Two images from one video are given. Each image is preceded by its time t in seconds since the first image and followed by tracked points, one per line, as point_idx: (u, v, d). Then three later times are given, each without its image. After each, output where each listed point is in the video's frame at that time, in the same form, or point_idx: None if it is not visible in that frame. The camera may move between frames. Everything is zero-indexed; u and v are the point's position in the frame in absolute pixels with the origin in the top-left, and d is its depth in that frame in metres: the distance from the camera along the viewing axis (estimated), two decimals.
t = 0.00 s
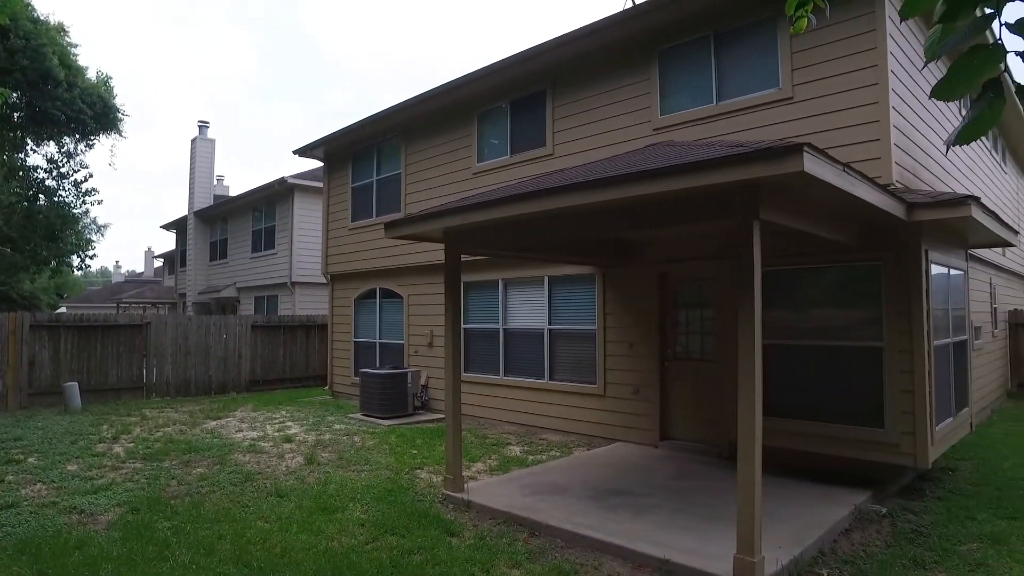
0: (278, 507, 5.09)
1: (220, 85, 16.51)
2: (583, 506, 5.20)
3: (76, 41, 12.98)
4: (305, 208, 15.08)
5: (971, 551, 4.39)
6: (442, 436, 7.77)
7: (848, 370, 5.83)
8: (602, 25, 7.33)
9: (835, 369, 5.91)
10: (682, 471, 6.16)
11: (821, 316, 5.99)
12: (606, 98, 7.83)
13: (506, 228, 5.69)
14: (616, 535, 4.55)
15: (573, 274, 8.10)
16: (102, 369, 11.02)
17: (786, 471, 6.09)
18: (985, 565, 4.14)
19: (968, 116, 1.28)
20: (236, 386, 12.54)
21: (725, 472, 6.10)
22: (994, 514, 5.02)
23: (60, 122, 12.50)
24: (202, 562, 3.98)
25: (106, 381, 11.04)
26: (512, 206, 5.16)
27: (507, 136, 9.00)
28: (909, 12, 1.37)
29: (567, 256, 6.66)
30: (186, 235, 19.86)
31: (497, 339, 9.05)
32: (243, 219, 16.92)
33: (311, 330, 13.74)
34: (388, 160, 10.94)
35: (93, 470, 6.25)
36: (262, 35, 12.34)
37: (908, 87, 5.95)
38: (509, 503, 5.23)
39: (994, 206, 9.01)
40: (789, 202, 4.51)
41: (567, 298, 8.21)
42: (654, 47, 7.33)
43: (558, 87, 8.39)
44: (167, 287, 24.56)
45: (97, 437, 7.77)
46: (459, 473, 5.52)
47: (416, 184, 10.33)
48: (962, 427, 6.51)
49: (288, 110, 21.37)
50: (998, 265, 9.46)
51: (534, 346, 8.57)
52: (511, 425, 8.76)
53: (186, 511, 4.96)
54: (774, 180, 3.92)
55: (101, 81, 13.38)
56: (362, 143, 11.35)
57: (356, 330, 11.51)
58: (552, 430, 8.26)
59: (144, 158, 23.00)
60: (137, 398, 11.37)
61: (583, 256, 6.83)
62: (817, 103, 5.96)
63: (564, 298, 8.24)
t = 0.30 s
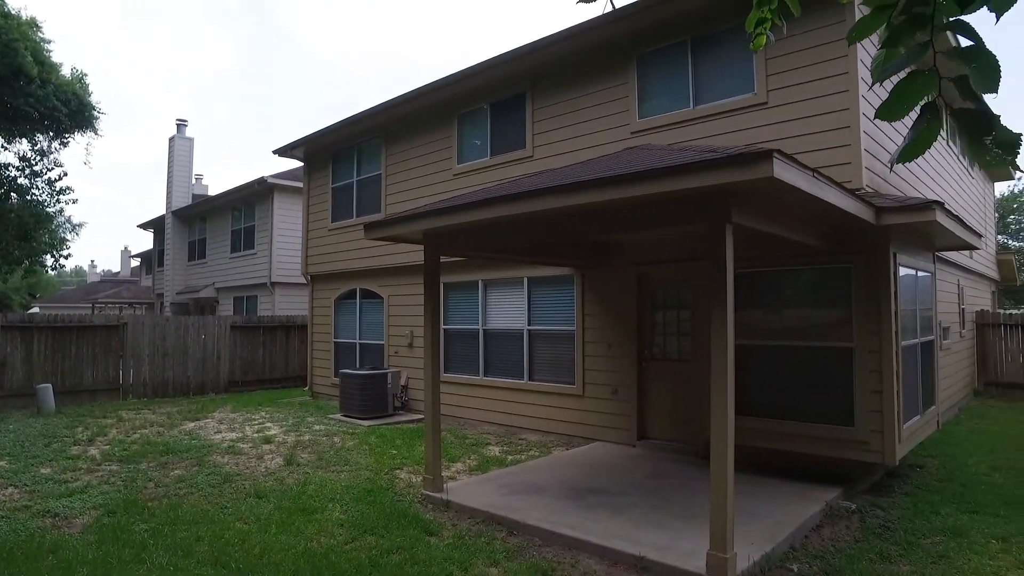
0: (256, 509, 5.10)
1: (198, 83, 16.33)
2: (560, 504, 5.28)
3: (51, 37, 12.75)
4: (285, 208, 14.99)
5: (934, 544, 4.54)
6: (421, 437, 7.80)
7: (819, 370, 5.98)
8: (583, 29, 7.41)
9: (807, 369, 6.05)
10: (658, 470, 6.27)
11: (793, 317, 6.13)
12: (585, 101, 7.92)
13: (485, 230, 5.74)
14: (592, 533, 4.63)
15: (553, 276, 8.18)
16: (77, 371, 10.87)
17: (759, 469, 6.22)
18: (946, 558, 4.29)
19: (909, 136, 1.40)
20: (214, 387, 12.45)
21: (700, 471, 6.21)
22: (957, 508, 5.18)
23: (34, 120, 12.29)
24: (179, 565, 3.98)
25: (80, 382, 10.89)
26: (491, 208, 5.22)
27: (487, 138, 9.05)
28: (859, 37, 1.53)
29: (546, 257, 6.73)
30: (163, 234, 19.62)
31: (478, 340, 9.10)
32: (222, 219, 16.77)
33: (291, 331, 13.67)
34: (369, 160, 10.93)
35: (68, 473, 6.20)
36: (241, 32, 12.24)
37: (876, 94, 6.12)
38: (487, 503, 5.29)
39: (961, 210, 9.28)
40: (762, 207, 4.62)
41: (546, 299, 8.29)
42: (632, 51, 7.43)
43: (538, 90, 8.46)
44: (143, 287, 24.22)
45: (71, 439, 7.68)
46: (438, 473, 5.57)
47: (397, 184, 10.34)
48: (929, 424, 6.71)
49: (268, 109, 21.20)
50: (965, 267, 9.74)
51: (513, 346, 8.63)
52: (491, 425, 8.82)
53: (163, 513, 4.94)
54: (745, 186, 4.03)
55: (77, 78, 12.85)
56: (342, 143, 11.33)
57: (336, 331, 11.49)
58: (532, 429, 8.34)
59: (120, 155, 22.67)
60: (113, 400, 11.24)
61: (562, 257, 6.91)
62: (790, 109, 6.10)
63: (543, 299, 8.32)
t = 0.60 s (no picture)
0: (240, 509, 5.10)
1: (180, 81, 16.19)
2: (543, 502, 5.33)
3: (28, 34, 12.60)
4: (269, 208, 14.92)
5: (908, 538, 4.65)
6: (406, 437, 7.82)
7: (798, 369, 6.08)
8: (567, 31, 7.47)
9: (785, 369, 6.15)
10: (640, 469, 6.34)
11: (772, 317, 6.23)
12: (569, 102, 7.98)
13: (469, 231, 5.78)
14: (574, 531, 4.69)
15: (537, 276, 8.23)
16: (57, 372, 10.75)
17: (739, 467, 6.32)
18: (919, 551, 4.40)
19: (861, 146, 1.51)
20: (197, 388, 12.37)
21: (682, 469, 6.29)
22: (931, 504, 5.31)
23: (12, 117, 12.16)
24: (162, 565, 3.98)
25: (61, 384, 10.77)
26: (475, 209, 5.26)
27: (472, 139, 9.10)
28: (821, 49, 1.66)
29: (531, 259, 6.77)
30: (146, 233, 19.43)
31: (462, 340, 9.13)
32: (206, 218, 16.64)
33: (275, 331, 13.61)
34: (353, 161, 10.93)
35: (48, 474, 6.14)
36: (224, 29, 12.16)
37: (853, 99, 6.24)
38: (471, 501, 5.33)
39: (936, 213, 9.47)
40: (741, 209, 4.70)
41: (531, 299, 8.34)
42: (616, 54, 7.51)
43: (523, 91, 8.51)
44: (125, 288, 23.95)
45: (52, 440, 7.61)
46: (422, 473, 5.60)
47: (382, 184, 10.35)
48: (905, 422, 6.84)
49: (251, 108, 21.05)
50: (942, 269, 9.94)
51: (498, 346, 8.68)
52: (475, 425, 8.86)
53: (146, 514, 4.93)
54: (724, 189, 4.11)
55: (55, 76, 12.72)
56: (327, 143, 11.31)
57: (321, 331, 11.47)
58: (516, 429, 8.39)
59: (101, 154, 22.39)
60: (94, 401, 11.13)
61: (547, 258, 6.96)
62: (770, 112, 6.20)
63: (528, 300, 8.37)
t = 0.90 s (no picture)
0: (224, 510, 5.08)
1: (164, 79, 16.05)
2: (529, 501, 5.36)
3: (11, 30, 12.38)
4: (255, 208, 14.83)
5: (888, 534, 4.73)
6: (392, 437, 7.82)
7: (781, 369, 6.16)
8: (553, 33, 7.52)
9: (768, 368, 6.23)
10: (626, 468, 6.40)
11: (755, 317, 6.31)
12: (555, 104, 8.02)
13: (455, 231, 5.80)
14: (559, 529, 4.73)
15: (523, 277, 8.27)
16: (39, 373, 10.62)
17: (723, 466, 6.40)
18: (897, 547, 4.49)
19: (828, 147, 1.58)
20: (182, 389, 12.27)
21: (668, 468, 6.35)
22: (910, 501, 5.40)
23: None
24: (146, 566, 3.96)
25: (42, 385, 10.64)
26: (462, 209, 5.28)
27: (459, 140, 9.12)
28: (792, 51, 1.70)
29: (517, 260, 6.80)
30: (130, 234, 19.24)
31: (449, 340, 9.15)
32: (191, 218, 16.52)
33: (261, 332, 13.54)
34: (340, 161, 10.91)
35: (28, 477, 6.07)
36: (209, 27, 12.08)
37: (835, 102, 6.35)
38: (458, 501, 5.35)
39: (916, 215, 9.64)
40: (724, 210, 4.76)
41: (517, 299, 8.37)
42: (601, 56, 7.56)
43: (510, 93, 8.55)
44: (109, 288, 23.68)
45: (32, 443, 7.52)
46: (408, 472, 5.61)
47: (368, 185, 10.34)
48: (885, 421, 6.96)
49: (237, 107, 20.92)
50: (922, 270, 10.10)
51: (484, 346, 8.70)
52: (462, 425, 8.88)
53: (130, 515, 4.90)
54: (707, 190, 4.17)
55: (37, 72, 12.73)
56: (313, 142, 11.29)
57: (307, 331, 11.42)
58: (502, 429, 8.42)
59: (84, 153, 22.14)
60: (77, 403, 11.01)
61: (533, 258, 6.99)
62: (753, 115, 6.28)
63: (514, 300, 8.40)
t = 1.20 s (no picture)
0: (206, 511, 5.03)
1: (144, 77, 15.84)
2: (514, 501, 5.37)
3: None
4: (238, 208, 14.69)
5: (868, 531, 4.81)
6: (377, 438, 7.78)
7: (764, 368, 6.23)
8: (538, 34, 7.55)
9: (751, 368, 6.29)
10: (610, 467, 6.42)
11: (738, 317, 6.37)
12: (540, 104, 8.05)
13: (439, 231, 5.79)
14: (545, 528, 4.74)
15: (508, 277, 8.28)
16: (14, 375, 10.42)
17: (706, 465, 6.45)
18: (876, 543, 4.56)
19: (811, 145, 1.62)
20: (162, 390, 12.11)
21: (652, 467, 6.39)
22: (889, 498, 5.49)
23: None
24: (125, 568, 3.91)
25: (18, 387, 10.45)
26: (447, 208, 5.28)
27: (444, 140, 9.12)
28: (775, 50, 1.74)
29: (502, 260, 6.81)
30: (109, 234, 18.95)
31: (433, 341, 9.13)
32: (172, 218, 16.32)
33: (243, 333, 13.40)
34: (324, 161, 10.85)
35: (4, 480, 5.95)
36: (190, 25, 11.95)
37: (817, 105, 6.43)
38: (443, 501, 5.34)
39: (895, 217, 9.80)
40: (708, 210, 4.81)
41: (501, 300, 8.38)
42: (586, 57, 7.61)
43: (494, 94, 8.56)
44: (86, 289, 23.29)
45: (8, 445, 7.37)
46: (392, 473, 5.59)
47: (352, 185, 10.29)
48: (865, 419, 7.07)
49: (219, 106, 20.71)
50: (900, 272, 10.27)
51: (469, 347, 8.69)
52: (447, 426, 8.86)
53: (108, 518, 4.83)
54: (691, 190, 4.21)
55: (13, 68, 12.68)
56: (296, 142, 11.22)
57: (290, 332, 11.33)
58: (487, 429, 8.41)
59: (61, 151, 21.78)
60: (54, 405, 10.82)
61: (518, 258, 7.00)
62: (736, 117, 6.35)
63: (499, 300, 8.41)
